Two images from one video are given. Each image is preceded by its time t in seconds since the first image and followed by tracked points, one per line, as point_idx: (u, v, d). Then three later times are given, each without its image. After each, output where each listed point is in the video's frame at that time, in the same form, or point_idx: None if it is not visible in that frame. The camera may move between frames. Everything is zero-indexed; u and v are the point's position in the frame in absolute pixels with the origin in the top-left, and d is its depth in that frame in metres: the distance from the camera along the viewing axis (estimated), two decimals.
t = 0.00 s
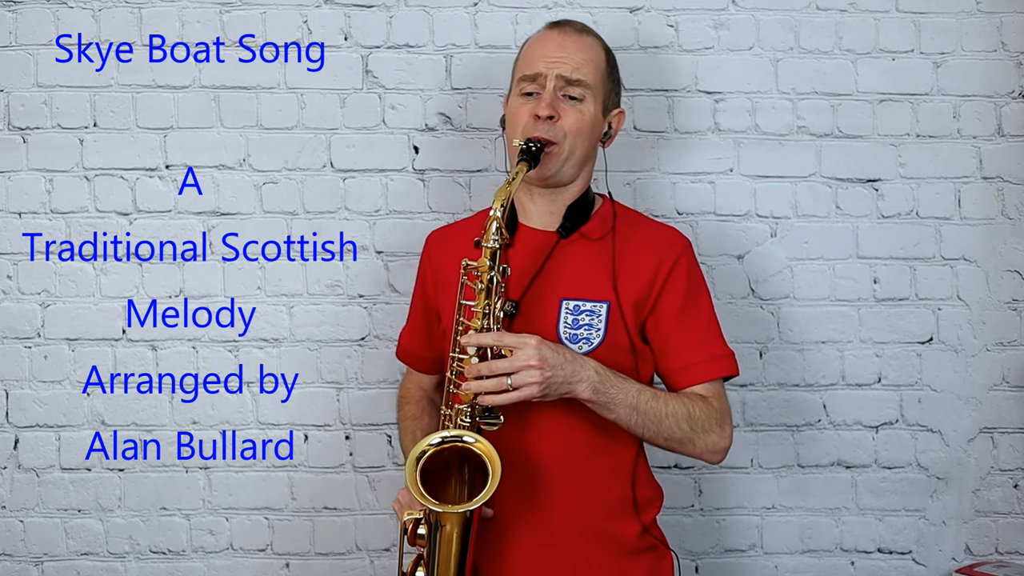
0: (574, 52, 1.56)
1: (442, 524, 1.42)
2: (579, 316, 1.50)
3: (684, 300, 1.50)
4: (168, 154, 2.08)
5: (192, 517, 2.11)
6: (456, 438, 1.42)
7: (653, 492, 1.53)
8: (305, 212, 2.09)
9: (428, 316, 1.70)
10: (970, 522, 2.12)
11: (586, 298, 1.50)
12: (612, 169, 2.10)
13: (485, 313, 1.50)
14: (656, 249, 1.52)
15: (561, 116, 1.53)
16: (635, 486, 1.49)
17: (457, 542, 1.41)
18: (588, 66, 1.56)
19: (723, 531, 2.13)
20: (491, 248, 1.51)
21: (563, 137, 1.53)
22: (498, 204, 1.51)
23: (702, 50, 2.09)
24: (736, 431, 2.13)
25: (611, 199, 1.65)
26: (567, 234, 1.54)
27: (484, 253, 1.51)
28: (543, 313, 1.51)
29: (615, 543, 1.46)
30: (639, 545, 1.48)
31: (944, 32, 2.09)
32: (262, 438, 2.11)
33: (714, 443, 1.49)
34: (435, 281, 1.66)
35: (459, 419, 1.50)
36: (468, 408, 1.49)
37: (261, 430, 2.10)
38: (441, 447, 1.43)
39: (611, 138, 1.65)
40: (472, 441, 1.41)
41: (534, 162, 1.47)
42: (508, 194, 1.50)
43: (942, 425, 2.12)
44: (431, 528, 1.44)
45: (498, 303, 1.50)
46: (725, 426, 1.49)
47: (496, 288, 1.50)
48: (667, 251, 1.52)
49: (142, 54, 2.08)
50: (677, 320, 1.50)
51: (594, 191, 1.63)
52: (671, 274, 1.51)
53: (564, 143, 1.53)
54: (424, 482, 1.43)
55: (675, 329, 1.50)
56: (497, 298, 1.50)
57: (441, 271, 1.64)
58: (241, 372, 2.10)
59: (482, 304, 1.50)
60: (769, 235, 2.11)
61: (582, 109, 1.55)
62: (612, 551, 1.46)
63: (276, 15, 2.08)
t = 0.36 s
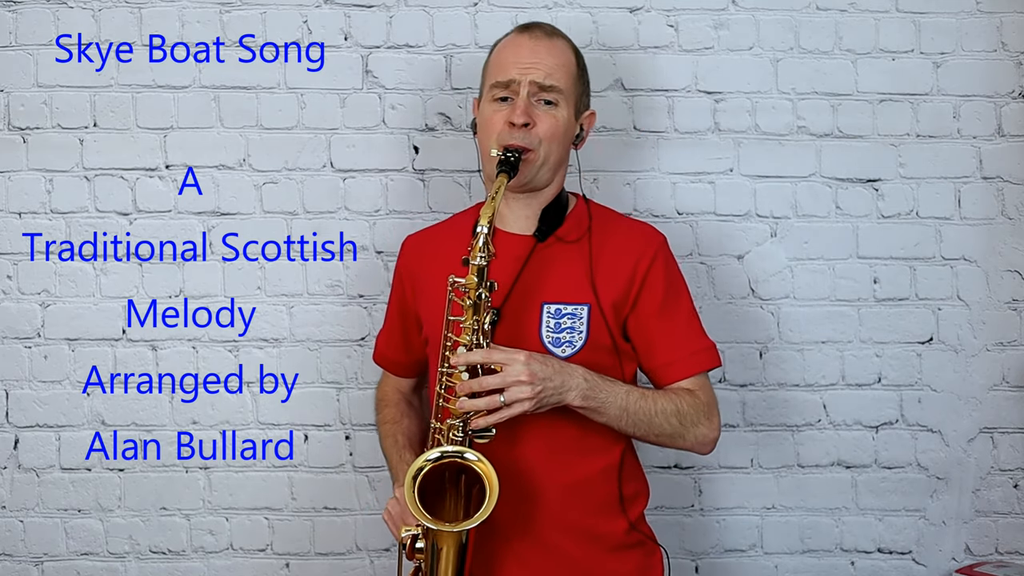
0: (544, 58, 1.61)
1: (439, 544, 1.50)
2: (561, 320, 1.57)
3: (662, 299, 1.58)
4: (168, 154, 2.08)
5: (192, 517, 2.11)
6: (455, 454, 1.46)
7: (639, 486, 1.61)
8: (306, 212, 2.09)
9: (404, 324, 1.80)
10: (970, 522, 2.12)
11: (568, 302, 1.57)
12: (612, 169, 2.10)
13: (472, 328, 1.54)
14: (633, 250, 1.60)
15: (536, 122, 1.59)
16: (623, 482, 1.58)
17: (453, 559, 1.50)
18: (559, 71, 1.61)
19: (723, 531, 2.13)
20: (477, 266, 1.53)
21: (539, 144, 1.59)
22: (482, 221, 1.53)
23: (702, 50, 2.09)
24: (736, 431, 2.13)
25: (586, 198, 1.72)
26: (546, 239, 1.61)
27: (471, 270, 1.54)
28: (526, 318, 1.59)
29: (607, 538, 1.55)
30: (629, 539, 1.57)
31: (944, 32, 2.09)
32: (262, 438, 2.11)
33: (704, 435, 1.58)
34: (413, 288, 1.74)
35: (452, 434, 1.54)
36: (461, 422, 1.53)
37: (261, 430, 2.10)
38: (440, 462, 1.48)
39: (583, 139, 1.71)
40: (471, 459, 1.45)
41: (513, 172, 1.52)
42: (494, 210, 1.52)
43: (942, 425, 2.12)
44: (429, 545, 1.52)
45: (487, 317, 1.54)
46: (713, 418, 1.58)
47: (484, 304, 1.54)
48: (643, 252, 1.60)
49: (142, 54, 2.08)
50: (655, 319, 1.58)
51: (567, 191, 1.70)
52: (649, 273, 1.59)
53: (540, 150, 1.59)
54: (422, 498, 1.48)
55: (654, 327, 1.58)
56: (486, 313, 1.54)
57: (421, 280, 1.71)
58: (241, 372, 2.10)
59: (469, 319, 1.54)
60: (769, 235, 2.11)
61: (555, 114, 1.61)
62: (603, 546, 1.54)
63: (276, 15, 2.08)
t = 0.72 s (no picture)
0: (520, 58, 1.64)
1: (428, 546, 1.51)
2: (545, 318, 1.60)
3: (644, 293, 1.62)
4: (168, 154, 2.08)
5: (192, 517, 2.11)
6: (444, 457, 1.47)
7: (627, 484, 1.64)
8: (306, 212, 2.09)
9: (386, 328, 1.81)
10: (970, 522, 2.12)
11: (551, 300, 1.60)
12: (611, 169, 2.10)
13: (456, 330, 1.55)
14: (615, 247, 1.63)
15: (514, 123, 1.61)
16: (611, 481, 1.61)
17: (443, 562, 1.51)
18: (536, 71, 1.64)
19: (723, 530, 2.13)
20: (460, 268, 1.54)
21: (517, 144, 1.61)
22: (465, 222, 1.52)
23: (702, 50, 2.09)
24: (736, 431, 2.13)
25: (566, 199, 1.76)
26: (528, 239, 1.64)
27: (454, 271, 1.54)
28: (510, 318, 1.62)
29: (599, 538, 1.57)
30: (621, 537, 1.59)
31: (944, 32, 2.09)
32: (262, 438, 2.11)
33: (692, 428, 1.60)
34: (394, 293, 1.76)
35: (438, 435, 1.55)
36: (447, 424, 1.55)
37: (261, 430, 2.10)
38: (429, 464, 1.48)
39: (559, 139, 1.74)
40: (461, 461, 1.46)
41: (492, 173, 1.55)
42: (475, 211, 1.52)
43: (942, 425, 2.12)
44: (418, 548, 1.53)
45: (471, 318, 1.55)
46: (700, 410, 1.60)
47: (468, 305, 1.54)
48: (625, 248, 1.64)
49: (142, 54, 2.08)
50: (638, 313, 1.61)
51: (546, 192, 1.73)
52: (631, 268, 1.63)
53: (519, 150, 1.61)
54: (411, 500, 1.49)
55: (637, 321, 1.61)
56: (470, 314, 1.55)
57: (403, 285, 1.73)
58: (241, 372, 2.10)
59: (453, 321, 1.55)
60: (769, 235, 2.11)
61: (532, 115, 1.63)
62: (595, 546, 1.56)
63: (276, 15, 2.08)
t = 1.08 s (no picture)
0: (514, 53, 1.64)
1: (425, 536, 1.52)
2: (542, 312, 1.60)
3: (641, 286, 1.62)
4: (168, 154, 2.08)
5: (192, 517, 2.11)
6: (442, 448, 1.48)
7: (624, 484, 1.65)
8: (306, 212, 2.09)
9: (380, 326, 1.81)
10: (970, 522, 2.12)
11: (549, 293, 1.60)
12: (611, 169, 2.10)
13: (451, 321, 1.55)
14: (612, 241, 1.64)
15: (508, 117, 1.62)
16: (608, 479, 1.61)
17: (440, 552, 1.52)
18: (529, 65, 1.65)
19: (723, 530, 2.13)
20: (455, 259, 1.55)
21: (511, 138, 1.61)
22: (459, 213, 1.54)
23: (702, 50, 2.09)
24: (736, 431, 2.13)
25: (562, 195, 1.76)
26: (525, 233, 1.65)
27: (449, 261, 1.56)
28: (508, 312, 1.61)
29: (596, 536, 1.57)
30: (618, 536, 1.59)
31: (944, 32, 2.09)
32: (262, 438, 2.11)
33: (691, 420, 1.60)
34: (388, 292, 1.76)
35: (435, 426, 1.56)
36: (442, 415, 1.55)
37: (261, 430, 2.11)
38: (426, 454, 1.49)
39: (554, 135, 1.75)
40: (457, 451, 1.47)
41: (488, 165, 1.55)
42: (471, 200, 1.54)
43: (942, 425, 2.12)
44: (415, 539, 1.54)
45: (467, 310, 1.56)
46: (699, 402, 1.60)
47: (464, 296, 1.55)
48: (621, 243, 1.64)
49: (142, 54, 2.08)
50: (635, 306, 1.62)
51: (543, 190, 1.73)
52: (628, 262, 1.63)
53: (513, 144, 1.61)
54: (407, 491, 1.50)
55: (634, 315, 1.62)
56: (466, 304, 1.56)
57: (397, 282, 1.73)
58: (241, 372, 2.10)
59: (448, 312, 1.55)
60: (769, 235, 2.11)
61: (526, 109, 1.64)
62: (593, 545, 1.56)
63: (276, 15, 2.08)
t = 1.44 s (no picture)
0: (527, 50, 1.65)
1: (418, 530, 1.52)
2: (545, 312, 1.60)
3: (645, 291, 1.63)
4: (168, 154, 2.08)
5: (192, 517, 2.11)
6: (437, 442, 1.47)
7: (620, 485, 1.65)
8: (306, 212, 2.09)
9: (381, 319, 1.81)
10: (970, 522, 2.12)
11: (552, 294, 1.60)
12: (611, 169, 2.10)
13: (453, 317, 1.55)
14: (616, 245, 1.64)
15: (519, 114, 1.62)
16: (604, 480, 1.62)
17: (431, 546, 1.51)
18: (542, 64, 1.65)
19: (723, 530, 2.13)
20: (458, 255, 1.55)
21: (521, 135, 1.62)
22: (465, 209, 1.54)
23: (702, 50, 2.09)
24: (736, 431, 2.13)
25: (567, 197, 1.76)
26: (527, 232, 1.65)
27: (453, 257, 1.56)
28: (510, 311, 1.61)
29: (589, 536, 1.57)
30: (612, 537, 1.59)
31: (944, 33, 2.09)
32: (262, 438, 2.11)
33: (689, 427, 1.60)
34: (391, 284, 1.76)
35: (431, 422, 1.55)
36: (440, 410, 1.55)
37: (261, 430, 2.10)
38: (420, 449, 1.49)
39: (565, 135, 1.75)
40: (452, 447, 1.46)
41: (495, 161, 1.55)
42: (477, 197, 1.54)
43: (942, 425, 2.12)
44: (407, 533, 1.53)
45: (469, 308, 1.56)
46: (698, 410, 1.60)
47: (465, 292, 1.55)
48: (625, 247, 1.65)
49: (142, 54, 2.07)
50: (638, 310, 1.62)
51: (550, 189, 1.73)
52: (632, 266, 1.64)
53: (522, 141, 1.62)
54: (401, 485, 1.49)
55: (637, 319, 1.62)
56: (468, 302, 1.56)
57: (400, 276, 1.73)
58: (241, 372, 2.10)
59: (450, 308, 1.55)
60: (769, 235, 2.11)
61: (538, 107, 1.64)
62: (586, 544, 1.56)
63: (276, 15, 2.08)
